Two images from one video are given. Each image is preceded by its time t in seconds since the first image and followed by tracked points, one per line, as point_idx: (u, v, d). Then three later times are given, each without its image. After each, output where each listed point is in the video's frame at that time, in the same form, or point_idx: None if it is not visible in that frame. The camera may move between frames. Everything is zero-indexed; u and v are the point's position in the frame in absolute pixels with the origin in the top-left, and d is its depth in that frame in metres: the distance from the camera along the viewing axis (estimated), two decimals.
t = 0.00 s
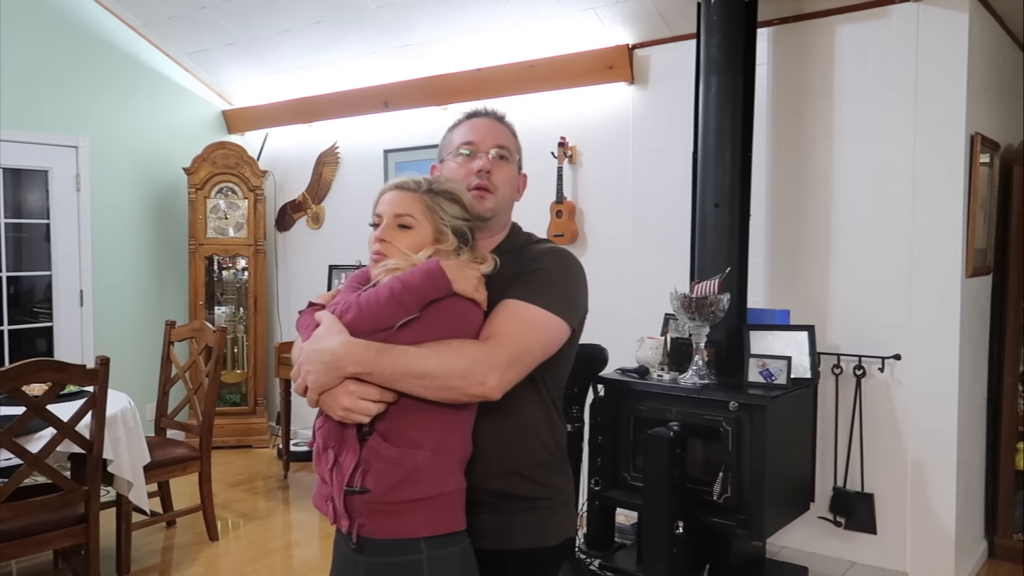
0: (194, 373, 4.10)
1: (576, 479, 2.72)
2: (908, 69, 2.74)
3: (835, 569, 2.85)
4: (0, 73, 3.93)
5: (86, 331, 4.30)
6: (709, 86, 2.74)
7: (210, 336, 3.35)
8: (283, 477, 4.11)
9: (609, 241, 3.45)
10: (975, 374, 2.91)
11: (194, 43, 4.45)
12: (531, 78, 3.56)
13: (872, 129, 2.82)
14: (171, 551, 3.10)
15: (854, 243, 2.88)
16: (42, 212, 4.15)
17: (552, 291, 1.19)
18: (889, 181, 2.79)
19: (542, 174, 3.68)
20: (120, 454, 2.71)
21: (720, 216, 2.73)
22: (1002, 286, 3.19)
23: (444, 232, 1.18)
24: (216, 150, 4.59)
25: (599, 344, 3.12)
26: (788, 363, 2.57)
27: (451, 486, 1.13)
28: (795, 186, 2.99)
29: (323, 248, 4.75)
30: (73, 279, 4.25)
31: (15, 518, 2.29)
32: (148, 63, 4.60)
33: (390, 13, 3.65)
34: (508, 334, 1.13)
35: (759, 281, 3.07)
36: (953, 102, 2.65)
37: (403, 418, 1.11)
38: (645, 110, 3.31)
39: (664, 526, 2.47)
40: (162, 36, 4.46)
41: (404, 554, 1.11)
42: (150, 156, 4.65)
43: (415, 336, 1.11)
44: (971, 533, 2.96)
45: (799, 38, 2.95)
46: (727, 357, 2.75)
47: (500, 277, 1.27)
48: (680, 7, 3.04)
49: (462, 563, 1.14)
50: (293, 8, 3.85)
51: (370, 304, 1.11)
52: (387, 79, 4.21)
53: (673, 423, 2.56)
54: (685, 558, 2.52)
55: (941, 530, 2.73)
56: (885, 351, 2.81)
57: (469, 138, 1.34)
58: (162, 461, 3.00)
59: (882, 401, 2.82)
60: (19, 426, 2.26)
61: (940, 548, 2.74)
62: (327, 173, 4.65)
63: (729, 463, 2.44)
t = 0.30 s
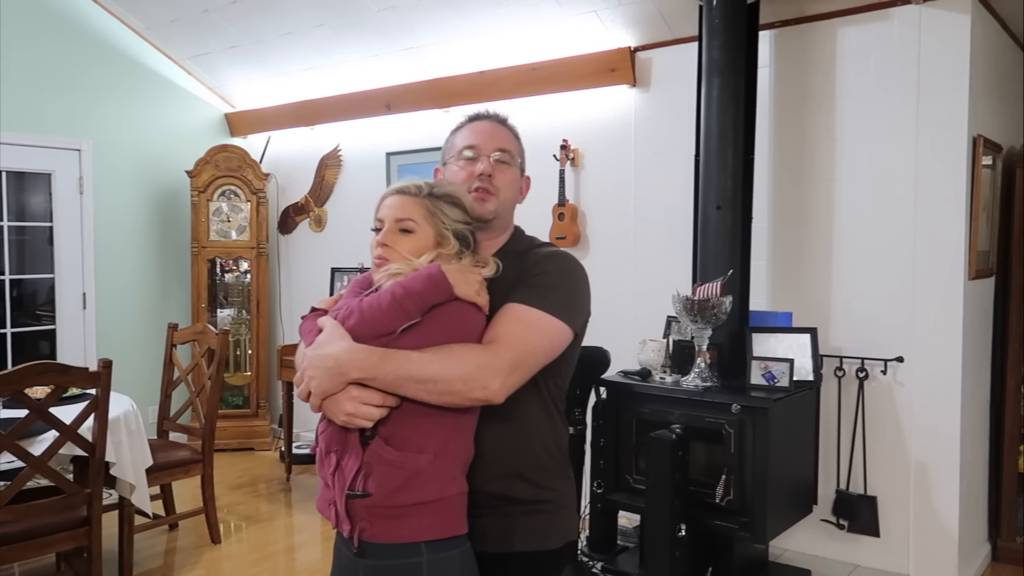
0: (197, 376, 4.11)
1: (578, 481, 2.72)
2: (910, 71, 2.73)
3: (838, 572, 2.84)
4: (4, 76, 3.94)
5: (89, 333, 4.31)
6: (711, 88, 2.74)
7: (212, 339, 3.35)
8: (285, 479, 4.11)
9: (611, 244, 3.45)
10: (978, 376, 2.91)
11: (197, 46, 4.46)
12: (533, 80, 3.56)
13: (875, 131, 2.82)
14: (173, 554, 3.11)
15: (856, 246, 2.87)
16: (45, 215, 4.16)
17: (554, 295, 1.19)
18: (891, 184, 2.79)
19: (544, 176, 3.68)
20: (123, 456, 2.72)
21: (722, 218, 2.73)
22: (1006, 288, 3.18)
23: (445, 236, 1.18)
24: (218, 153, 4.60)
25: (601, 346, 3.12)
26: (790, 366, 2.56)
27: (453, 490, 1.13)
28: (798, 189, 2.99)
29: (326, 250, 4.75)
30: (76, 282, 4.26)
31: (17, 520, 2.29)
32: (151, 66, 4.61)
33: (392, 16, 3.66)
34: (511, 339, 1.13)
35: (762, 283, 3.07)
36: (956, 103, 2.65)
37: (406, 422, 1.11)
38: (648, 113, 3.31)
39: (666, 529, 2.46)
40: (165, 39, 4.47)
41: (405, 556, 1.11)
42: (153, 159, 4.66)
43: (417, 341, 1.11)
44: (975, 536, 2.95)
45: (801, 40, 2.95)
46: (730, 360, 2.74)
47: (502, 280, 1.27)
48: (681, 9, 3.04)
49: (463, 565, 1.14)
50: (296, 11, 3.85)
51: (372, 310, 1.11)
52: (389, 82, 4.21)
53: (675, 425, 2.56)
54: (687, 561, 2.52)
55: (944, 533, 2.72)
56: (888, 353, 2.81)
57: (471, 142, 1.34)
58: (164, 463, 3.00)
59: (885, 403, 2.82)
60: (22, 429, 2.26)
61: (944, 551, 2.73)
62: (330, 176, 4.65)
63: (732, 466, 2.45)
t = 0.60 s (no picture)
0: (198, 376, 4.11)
1: (580, 481, 2.72)
2: (911, 70, 2.73)
3: (840, 572, 2.83)
4: (6, 77, 3.95)
5: (91, 333, 4.31)
6: (712, 88, 2.74)
7: (214, 338, 3.36)
8: (286, 479, 4.11)
9: (613, 244, 3.44)
10: (980, 376, 2.90)
11: (199, 46, 4.46)
12: (534, 80, 3.56)
13: (876, 130, 2.82)
14: (174, 553, 3.11)
15: (857, 245, 2.87)
16: (48, 215, 4.17)
17: (555, 295, 1.19)
18: (892, 183, 2.79)
19: (545, 176, 3.68)
20: (125, 456, 2.72)
21: (723, 218, 2.73)
22: (1008, 288, 3.17)
23: (445, 236, 1.18)
24: (220, 153, 4.60)
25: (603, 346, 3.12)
26: (792, 365, 2.56)
27: (454, 490, 1.13)
28: (799, 189, 2.98)
29: (327, 250, 4.75)
30: (78, 282, 4.27)
31: (19, 520, 2.30)
32: (153, 66, 4.62)
33: (394, 16, 3.66)
34: (512, 339, 1.13)
35: (763, 283, 3.07)
36: (958, 102, 2.64)
37: (407, 422, 1.11)
38: (649, 112, 3.31)
39: (667, 529, 2.46)
40: (167, 39, 4.48)
41: (406, 555, 1.11)
42: (155, 159, 4.67)
43: (417, 342, 1.11)
44: (977, 536, 2.95)
45: (803, 40, 2.95)
46: (731, 360, 2.74)
47: (502, 279, 1.27)
48: (683, 9, 3.04)
49: (464, 564, 1.14)
50: (298, 11, 3.86)
51: (372, 311, 1.11)
52: (390, 82, 4.21)
53: (676, 425, 2.56)
54: (689, 561, 2.52)
55: (945, 533, 2.72)
56: (889, 353, 2.80)
57: (472, 140, 1.34)
58: (166, 463, 3.00)
59: (886, 403, 2.81)
60: (24, 428, 2.26)
61: (946, 551, 2.72)
62: (331, 175, 4.66)
63: (733, 466, 2.44)
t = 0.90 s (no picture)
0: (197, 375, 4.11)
1: (578, 481, 2.72)
2: (910, 71, 2.73)
3: (838, 572, 2.83)
4: (5, 76, 3.94)
5: (89, 333, 4.31)
6: (711, 88, 2.74)
7: (212, 338, 3.35)
8: (285, 479, 4.11)
9: (611, 244, 3.45)
10: (978, 376, 2.90)
11: (198, 46, 4.46)
12: (533, 80, 3.56)
13: (874, 131, 2.82)
14: (172, 553, 3.11)
15: (856, 246, 2.87)
16: (46, 215, 4.17)
17: (553, 294, 1.19)
18: (890, 183, 2.79)
19: (544, 176, 3.68)
20: (123, 455, 2.72)
21: (722, 218, 2.73)
22: (1006, 289, 3.18)
23: (442, 235, 1.18)
24: (219, 152, 4.60)
25: (601, 346, 3.12)
26: (790, 366, 2.55)
27: (451, 491, 1.13)
28: (797, 189, 2.99)
29: (326, 250, 4.75)
30: (76, 281, 4.26)
31: (17, 519, 2.29)
32: (151, 66, 4.62)
33: (393, 15, 3.66)
34: (510, 339, 1.13)
35: (762, 284, 3.07)
36: (957, 103, 2.64)
37: (404, 424, 1.11)
38: (648, 112, 3.31)
39: (666, 529, 2.46)
40: (166, 38, 4.48)
41: (403, 555, 1.11)
42: (154, 158, 4.66)
43: (414, 345, 1.11)
44: (975, 537, 2.95)
45: (801, 40, 2.95)
46: (730, 360, 2.75)
47: (500, 279, 1.27)
48: (682, 9, 3.04)
49: (461, 564, 1.14)
50: (297, 11, 3.86)
51: (368, 314, 1.11)
52: (390, 82, 4.21)
53: (674, 425, 2.56)
54: (687, 561, 2.52)
55: (943, 533, 2.72)
56: (888, 353, 2.80)
57: (470, 138, 1.34)
58: (164, 462, 3.00)
59: (885, 403, 2.81)
60: (22, 428, 2.26)
61: (944, 551, 2.73)
62: (330, 175, 4.65)
63: (732, 466, 2.44)
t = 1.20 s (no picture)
0: (195, 375, 4.11)
1: (577, 482, 2.72)
2: (910, 71, 2.74)
3: (838, 572, 2.83)
4: (3, 74, 3.93)
5: (88, 333, 4.30)
6: (711, 88, 2.74)
7: (211, 338, 3.35)
8: (283, 479, 4.10)
9: (610, 244, 3.45)
10: (977, 376, 2.91)
11: (196, 46, 4.46)
12: (532, 80, 3.56)
13: (874, 131, 2.82)
14: (171, 553, 3.10)
15: (855, 246, 2.88)
16: (44, 214, 4.16)
17: (552, 291, 1.19)
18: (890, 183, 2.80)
19: (543, 176, 3.67)
20: (121, 455, 2.71)
21: (721, 218, 2.73)
22: (1005, 289, 3.18)
23: (442, 236, 1.18)
24: (218, 152, 4.59)
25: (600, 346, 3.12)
26: (789, 366, 2.55)
27: (447, 493, 1.13)
28: (796, 190, 2.99)
29: (325, 250, 4.75)
30: (75, 281, 4.26)
31: (16, 518, 2.29)
32: (150, 66, 4.61)
33: (393, 15, 3.66)
34: (509, 339, 1.13)
35: (761, 284, 3.07)
36: (957, 102, 2.64)
37: (401, 427, 1.11)
38: (647, 112, 3.31)
39: (665, 529, 2.46)
40: (165, 38, 4.47)
41: (399, 556, 1.11)
42: (152, 157, 4.66)
43: (412, 349, 1.11)
44: (973, 537, 2.96)
45: (801, 41, 2.95)
46: (728, 360, 2.75)
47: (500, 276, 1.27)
48: (681, 9, 3.04)
49: (458, 564, 1.14)
50: (296, 11, 3.85)
51: (366, 319, 1.11)
52: (389, 81, 4.21)
53: (673, 425, 2.56)
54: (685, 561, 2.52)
55: (942, 532, 2.72)
56: (886, 353, 2.81)
57: (468, 133, 1.34)
58: (163, 462, 3.00)
59: (883, 403, 2.82)
60: (20, 428, 2.26)
61: (943, 551, 2.73)
62: (329, 175, 4.65)
63: (730, 465, 2.44)
